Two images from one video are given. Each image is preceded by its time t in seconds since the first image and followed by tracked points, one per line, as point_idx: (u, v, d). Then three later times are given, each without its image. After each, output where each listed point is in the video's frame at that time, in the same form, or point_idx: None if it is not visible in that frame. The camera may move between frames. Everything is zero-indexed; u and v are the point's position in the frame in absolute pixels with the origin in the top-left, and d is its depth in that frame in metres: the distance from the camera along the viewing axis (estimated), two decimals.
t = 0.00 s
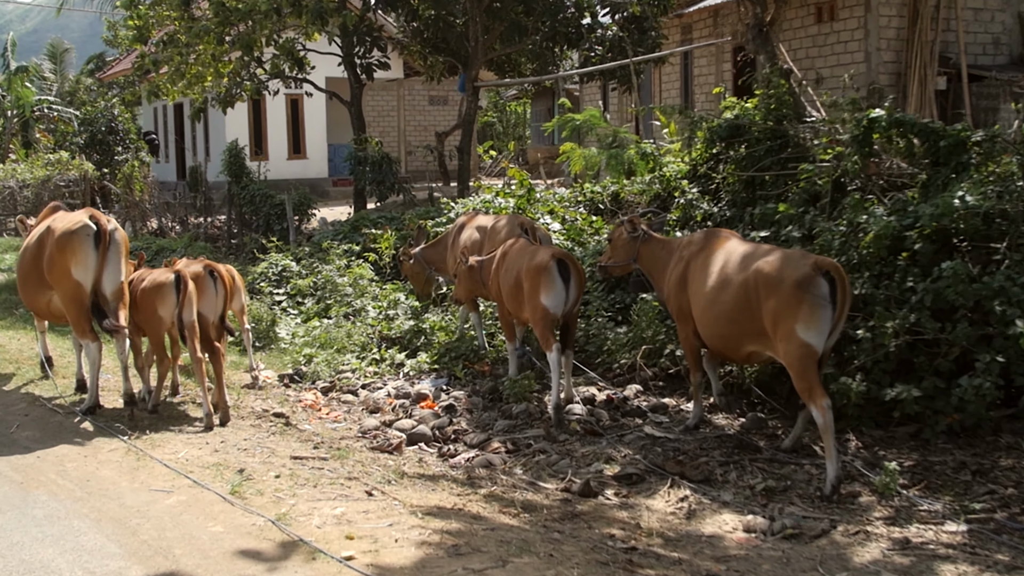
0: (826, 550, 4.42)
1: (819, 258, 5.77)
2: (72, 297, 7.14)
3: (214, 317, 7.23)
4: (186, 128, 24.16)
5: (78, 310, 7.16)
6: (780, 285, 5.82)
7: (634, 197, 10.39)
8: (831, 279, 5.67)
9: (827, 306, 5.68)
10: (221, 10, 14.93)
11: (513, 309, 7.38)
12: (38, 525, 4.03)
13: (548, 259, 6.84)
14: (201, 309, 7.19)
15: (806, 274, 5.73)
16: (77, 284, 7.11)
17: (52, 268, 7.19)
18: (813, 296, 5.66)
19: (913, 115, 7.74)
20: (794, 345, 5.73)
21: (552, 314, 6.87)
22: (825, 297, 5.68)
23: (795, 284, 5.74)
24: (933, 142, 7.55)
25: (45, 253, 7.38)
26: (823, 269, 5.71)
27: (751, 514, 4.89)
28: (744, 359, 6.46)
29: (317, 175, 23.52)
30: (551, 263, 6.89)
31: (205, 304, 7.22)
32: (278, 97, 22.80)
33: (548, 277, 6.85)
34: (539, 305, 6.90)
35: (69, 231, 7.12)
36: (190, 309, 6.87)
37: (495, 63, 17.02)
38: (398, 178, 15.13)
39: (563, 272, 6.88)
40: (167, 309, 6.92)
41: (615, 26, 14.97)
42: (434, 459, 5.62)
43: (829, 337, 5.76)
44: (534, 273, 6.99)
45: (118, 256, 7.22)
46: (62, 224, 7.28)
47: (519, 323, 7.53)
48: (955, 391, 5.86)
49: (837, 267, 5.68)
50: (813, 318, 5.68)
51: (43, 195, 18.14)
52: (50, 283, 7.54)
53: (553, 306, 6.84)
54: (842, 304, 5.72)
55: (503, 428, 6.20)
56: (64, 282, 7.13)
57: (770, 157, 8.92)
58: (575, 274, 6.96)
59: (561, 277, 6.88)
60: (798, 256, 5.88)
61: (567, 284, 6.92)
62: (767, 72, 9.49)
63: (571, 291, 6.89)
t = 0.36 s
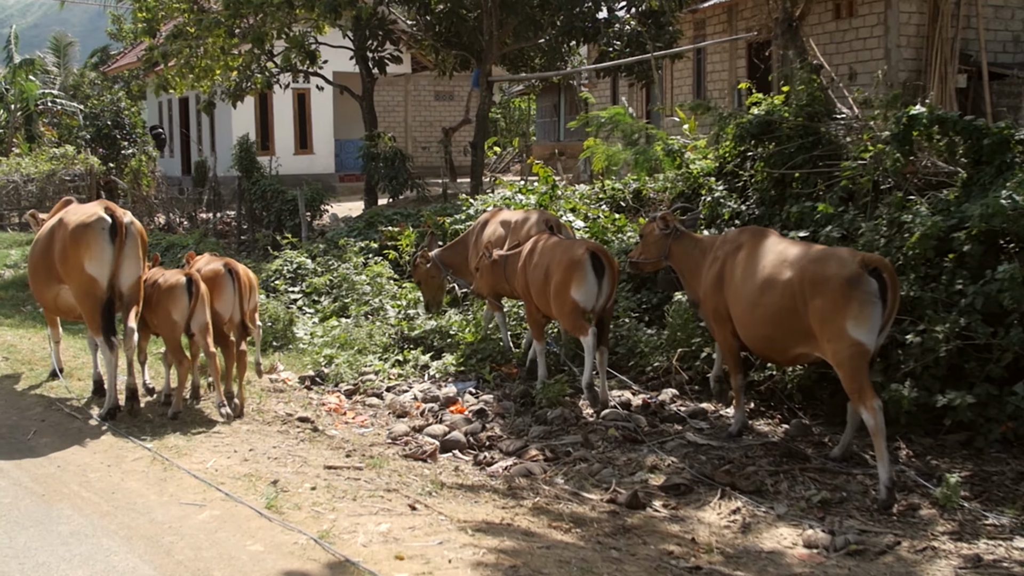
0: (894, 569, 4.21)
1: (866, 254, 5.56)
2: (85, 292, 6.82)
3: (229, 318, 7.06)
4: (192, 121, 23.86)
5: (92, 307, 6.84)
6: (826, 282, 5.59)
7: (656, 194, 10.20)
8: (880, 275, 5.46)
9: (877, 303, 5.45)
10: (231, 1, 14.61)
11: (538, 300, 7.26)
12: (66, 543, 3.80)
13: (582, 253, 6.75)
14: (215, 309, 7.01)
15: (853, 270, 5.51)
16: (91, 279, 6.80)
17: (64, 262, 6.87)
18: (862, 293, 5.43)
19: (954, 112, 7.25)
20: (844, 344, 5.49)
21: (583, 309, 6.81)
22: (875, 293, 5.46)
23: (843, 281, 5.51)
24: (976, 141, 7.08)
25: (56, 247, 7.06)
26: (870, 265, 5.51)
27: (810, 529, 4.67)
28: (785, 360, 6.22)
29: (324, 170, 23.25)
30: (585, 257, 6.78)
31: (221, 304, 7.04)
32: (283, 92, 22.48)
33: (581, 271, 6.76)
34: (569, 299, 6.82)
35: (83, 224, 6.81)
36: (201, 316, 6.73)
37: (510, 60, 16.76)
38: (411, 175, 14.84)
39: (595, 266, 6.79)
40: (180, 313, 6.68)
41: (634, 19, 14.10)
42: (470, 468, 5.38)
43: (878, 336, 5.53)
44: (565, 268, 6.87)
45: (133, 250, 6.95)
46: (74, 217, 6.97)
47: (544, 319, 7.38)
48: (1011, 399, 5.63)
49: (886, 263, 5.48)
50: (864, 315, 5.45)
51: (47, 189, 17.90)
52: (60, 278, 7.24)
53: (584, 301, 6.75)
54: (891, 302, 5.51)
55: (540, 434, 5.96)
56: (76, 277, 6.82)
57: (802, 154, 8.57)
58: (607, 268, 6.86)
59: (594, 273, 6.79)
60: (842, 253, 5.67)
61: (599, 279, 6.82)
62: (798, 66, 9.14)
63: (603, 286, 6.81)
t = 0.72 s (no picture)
0: None
1: (928, 249, 5.28)
2: (104, 293, 6.54)
3: (252, 309, 6.78)
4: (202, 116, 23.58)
5: (112, 308, 6.55)
6: (886, 277, 5.31)
7: (687, 191, 9.94)
8: (943, 271, 5.18)
9: (940, 299, 5.17)
10: None
11: (572, 296, 7.00)
12: (102, 565, 3.56)
13: (625, 249, 6.51)
14: (236, 302, 6.75)
15: (914, 265, 5.24)
16: (111, 279, 6.51)
17: (84, 261, 6.60)
18: (925, 289, 5.15)
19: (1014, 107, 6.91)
20: (906, 342, 5.20)
21: (624, 306, 6.58)
22: (937, 289, 5.18)
23: (903, 277, 5.24)
24: None
25: (76, 246, 6.80)
26: (932, 260, 5.23)
27: (884, 547, 4.40)
28: (836, 362, 5.93)
29: (336, 166, 22.99)
30: (628, 254, 6.53)
31: (242, 297, 6.77)
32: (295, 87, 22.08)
33: (624, 269, 6.52)
34: (607, 295, 6.59)
35: (103, 222, 6.54)
36: (220, 311, 6.47)
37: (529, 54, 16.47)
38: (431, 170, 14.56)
39: (638, 264, 6.54)
40: (201, 310, 6.39)
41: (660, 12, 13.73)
42: (516, 479, 5.12)
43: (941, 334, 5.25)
44: (606, 266, 6.61)
45: (155, 248, 6.68)
46: (94, 214, 6.71)
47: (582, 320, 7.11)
48: None
49: (948, 258, 5.20)
50: (926, 313, 5.16)
51: (58, 185, 17.66)
52: (80, 278, 6.98)
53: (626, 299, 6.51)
54: (954, 298, 5.23)
55: (585, 443, 5.69)
56: (95, 277, 6.53)
57: (847, 150, 8.31)
58: (651, 266, 6.60)
59: (637, 270, 6.54)
60: (899, 249, 5.40)
61: (641, 276, 6.57)
62: (839, 60, 8.88)
63: (646, 284, 6.56)
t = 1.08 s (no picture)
0: None
1: (989, 242, 5.02)
2: (129, 300, 6.28)
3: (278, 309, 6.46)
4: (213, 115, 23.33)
5: (138, 315, 6.28)
6: (941, 272, 5.05)
7: (721, 188, 9.69)
8: (1006, 265, 4.92)
9: (1001, 294, 4.91)
10: None
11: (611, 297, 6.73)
12: None
13: (667, 248, 6.22)
14: (261, 304, 6.46)
15: (972, 259, 4.98)
16: (136, 286, 6.25)
17: (109, 267, 6.36)
18: (987, 283, 4.89)
19: None
20: (961, 339, 4.96)
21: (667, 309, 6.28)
22: (999, 284, 4.92)
23: (961, 270, 4.98)
24: None
25: (101, 253, 6.57)
26: (993, 254, 4.97)
27: (968, 567, 4.12)
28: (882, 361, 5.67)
29: (349, 164, 22.74)
30: (671, 254, 6.24)
31: (268, 296, 6.47)
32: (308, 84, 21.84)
33: (666, 269, 6.23)
34: (650, 297, 6.31)
35: (127, 226, 6.29)
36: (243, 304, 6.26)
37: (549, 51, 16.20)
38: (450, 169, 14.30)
39: (682, 264, 6.24)
40: (224, 304, 6.19)
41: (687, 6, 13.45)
42: (569, 493, 4.86)
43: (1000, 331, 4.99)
44: (648, 267, 6.32)
45: (181, 253, 6.42)
46: (118, 219, 6.46)
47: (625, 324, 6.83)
48: None
49: (1011, 251, 4.95)
50: (986, 308, 4.91)
51: (68, 184, 17.43)
52: (106, 285, 6.74)
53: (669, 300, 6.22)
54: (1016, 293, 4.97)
55: (636, 454, 5.42)
56: (120, 284, 6.27)
57: (891, 147, 8.04)
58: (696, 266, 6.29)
59: (680, 271, 6.25)
60: (957, 241, 5.14)
61: (686, 277, 6.26)
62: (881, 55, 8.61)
63: (690, 284, 6.26)
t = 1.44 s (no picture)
0: None
1: None
2: (153, 311, 6.02)
3: (305, 320, 6.29)
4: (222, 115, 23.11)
5: (162, 326, 6.02)
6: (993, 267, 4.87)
7: (753, 188, 9.49)
8: None
9: None
10: None
11: (650, 304, 6.48)
12: None
13: (712, 252, 5.97)
14: (290, 313, 6.26)
15: None
16: (160, 296, 6.01)
17: (132, 277, 6.12)
18: None
19: None
20: (1011, 336, 4.80)
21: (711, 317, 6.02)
22: None
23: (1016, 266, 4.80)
24: None
25: (124, 262, 6.34)
26: None
27: None
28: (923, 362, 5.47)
29: (359, 163, 22.51)
30: (715, 258, 5.99)
31: (295, 307, 6.27)
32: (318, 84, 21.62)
33: (710, 274, 5.98)
34: (692, 304, 6.07)
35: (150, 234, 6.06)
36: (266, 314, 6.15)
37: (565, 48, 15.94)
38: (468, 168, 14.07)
39: (727, 268, 5.98)
40: (245, 315, 6.10)
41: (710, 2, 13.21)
42: (624, 509, 4.64)
43: None
44: (692, 272, 6.06)
45: (206, 261, 6.19)
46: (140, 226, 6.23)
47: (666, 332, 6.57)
48: None
49: None
50: None
51: (76, 185, 17.19)
52: (128, 296, 6.50)
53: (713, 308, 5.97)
54: None
55: (688, 466, 5.19)
56: (143, 295, 6.03)
57: (933, 144, 7.79)
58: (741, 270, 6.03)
59: (725, 276, 6.00)
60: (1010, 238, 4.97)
61: (731, 282, 6.01)
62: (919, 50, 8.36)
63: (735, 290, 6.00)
